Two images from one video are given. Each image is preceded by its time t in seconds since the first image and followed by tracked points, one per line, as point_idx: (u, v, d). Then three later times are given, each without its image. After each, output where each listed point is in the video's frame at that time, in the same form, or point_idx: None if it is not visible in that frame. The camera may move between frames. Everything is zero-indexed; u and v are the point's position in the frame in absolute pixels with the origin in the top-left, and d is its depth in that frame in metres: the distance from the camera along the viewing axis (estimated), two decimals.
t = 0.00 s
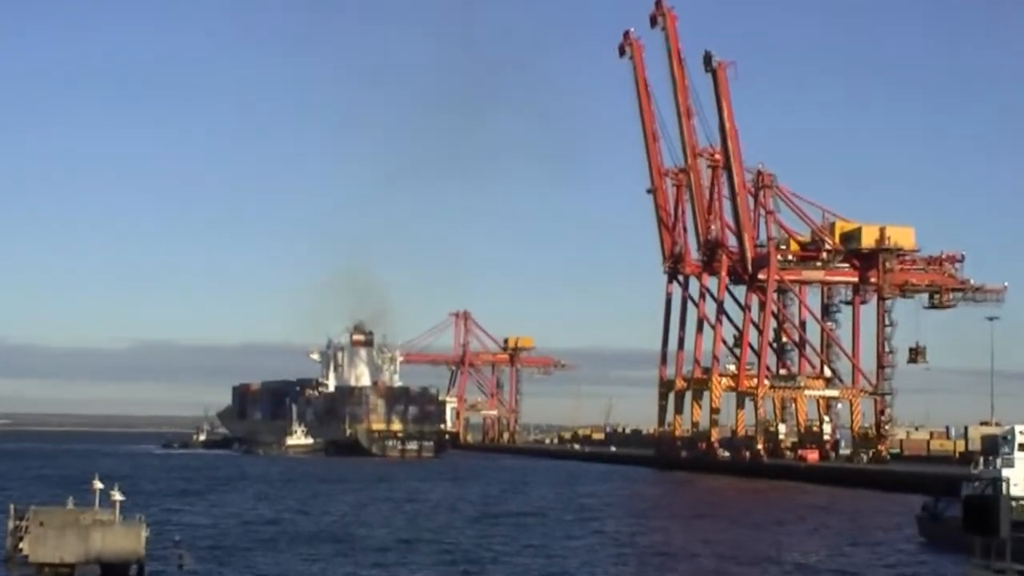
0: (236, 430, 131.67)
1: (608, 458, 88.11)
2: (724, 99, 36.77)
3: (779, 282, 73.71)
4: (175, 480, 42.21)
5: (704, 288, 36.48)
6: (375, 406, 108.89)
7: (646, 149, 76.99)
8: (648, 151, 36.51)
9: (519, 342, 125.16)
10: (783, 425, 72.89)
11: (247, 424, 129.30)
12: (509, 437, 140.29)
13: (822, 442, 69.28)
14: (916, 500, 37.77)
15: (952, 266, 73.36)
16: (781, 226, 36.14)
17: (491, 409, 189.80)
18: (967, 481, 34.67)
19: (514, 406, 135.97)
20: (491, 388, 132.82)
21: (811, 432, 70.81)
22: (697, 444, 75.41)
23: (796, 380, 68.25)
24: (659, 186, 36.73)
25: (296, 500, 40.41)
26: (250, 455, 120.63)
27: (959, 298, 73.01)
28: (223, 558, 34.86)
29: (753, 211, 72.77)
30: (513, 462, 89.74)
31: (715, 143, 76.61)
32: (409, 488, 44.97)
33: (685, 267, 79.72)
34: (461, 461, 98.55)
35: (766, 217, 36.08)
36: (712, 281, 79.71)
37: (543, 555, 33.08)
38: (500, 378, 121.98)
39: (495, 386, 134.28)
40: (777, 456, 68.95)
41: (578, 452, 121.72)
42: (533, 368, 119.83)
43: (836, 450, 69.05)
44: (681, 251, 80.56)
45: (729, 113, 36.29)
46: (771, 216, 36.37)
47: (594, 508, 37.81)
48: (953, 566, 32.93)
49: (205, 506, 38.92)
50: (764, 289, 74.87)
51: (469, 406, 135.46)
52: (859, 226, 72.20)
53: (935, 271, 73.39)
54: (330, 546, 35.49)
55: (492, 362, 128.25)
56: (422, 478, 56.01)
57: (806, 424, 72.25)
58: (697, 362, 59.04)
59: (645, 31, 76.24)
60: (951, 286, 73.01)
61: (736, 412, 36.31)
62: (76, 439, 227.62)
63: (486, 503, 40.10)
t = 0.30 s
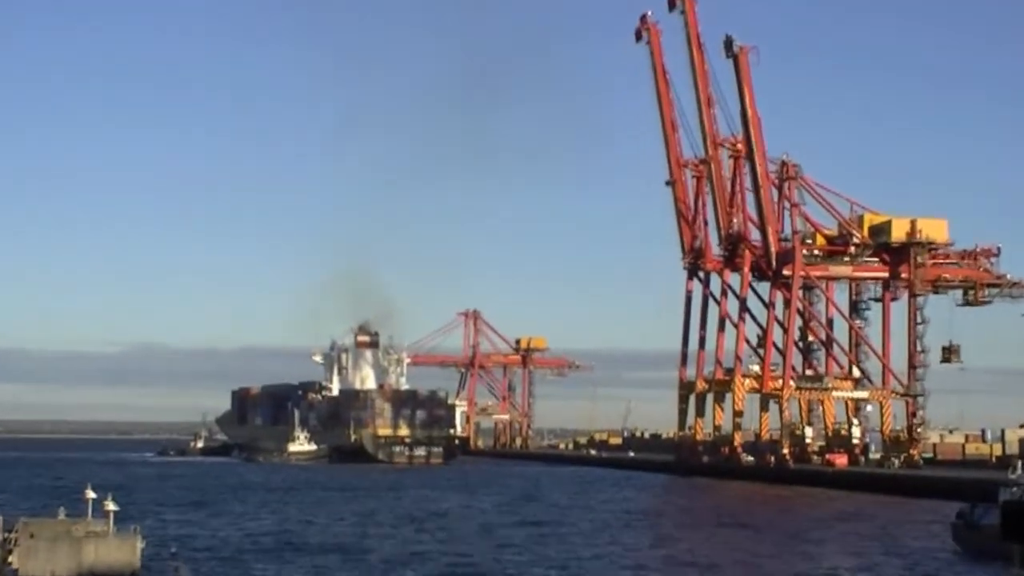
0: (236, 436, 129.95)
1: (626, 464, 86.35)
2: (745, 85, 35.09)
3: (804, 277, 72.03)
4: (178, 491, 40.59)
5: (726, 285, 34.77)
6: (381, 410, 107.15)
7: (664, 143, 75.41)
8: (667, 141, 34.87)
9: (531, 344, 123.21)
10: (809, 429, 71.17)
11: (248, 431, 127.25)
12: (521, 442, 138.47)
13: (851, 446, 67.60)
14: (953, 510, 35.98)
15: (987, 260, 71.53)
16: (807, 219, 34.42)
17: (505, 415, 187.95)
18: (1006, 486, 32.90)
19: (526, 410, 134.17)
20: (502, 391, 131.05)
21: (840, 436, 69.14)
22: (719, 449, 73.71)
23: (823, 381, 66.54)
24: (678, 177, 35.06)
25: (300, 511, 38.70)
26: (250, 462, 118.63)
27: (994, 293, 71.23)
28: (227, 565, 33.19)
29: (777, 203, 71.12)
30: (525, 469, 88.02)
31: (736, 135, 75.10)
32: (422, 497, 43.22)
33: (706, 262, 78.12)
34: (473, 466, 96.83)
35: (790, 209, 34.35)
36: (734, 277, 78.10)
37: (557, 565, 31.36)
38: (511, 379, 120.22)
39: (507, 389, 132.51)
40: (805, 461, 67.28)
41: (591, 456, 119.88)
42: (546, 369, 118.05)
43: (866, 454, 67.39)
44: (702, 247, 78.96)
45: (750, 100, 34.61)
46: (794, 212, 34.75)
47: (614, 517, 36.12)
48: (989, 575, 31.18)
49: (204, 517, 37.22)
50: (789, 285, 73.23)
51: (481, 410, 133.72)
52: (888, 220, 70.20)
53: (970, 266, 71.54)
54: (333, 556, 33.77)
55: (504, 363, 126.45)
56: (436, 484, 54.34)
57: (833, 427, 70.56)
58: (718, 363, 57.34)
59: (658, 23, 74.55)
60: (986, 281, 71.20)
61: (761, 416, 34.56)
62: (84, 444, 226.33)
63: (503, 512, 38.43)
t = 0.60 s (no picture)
0: (241, 439, 128.71)
1: (647, 471, 84.98)
2: (772, 73, 33.57)
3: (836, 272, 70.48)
4: (184, 498, 39.21)
5: (754, 281, 33.23)
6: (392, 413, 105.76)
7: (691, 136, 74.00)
8: (693, 132, 33.42)
9: (550, 342, 121.78)
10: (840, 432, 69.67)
11: (254, 434, 125.54)
12: (539, 446, 136.85)
13: (883, 451, 66.27)
14: (993, 518, 34.44)
15: None
16: (840, 213, 32.85)
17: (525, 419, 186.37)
18: None
19: (544, 412, 132.67)
20: (520, 393, 129.50)
21: (872, 439, 67.80)
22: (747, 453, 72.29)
23: (856, 383, 65.09)
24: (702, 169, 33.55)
25: (308, 518, 37.23)
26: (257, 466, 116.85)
27: None
28: (232, 570, 31.80)
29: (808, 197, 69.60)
30: (545, 474, 86.58)
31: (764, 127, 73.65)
32: (439, 504, 41.79)
33: (732, 259, 76.80)
34: (489, 472, 95.47)
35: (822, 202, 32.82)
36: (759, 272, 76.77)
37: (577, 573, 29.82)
38: (529, 380, 118.65)
39: (524, 390, 131.07)
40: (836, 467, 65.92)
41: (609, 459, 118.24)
42: (566, 369, 116.45)
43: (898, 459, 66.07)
44: (728, 242, 77.62)
45: (778, 89, 33.10)
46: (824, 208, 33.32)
47: (638, 524, 34.65)
48: None
49: (207, 525, 35.73)
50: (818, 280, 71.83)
51: (498, 412, 132.29)
52: (926, 213, 69.56)
53: (1007, 263, 69.50)
54: (342, 562, 32.29)
55: (521, 363, 124.94)
56: (451, 491, 52.90)
57: (866, 431, 69.11)
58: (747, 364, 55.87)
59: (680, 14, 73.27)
60: None
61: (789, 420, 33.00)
62: (99, 449, 225.11)
63: (522, 520, 36.97)
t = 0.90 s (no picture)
0: (236, 443, 126.96)
1: (658, 477, 83.32)
2: (792, 58, 32.05)
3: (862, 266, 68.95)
4: (177, 508, 37.69)
5: (774, 277, 31.67)
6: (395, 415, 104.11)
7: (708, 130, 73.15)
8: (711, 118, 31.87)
9: (559, 341, 120.12)
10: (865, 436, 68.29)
11: (251, 437, 123.80)
12: (548, 450, 135.13)
13: (911, 455, 64.84)
14: None
15: None
16: (865, 203, 31.32)
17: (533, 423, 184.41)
18: None
19: (553, 414, 130.97)
20: (528, 394, 127.81)
21: (899, 444, 66.38)
22: (767, 458, 70.82)
23: (882, 385, 63.60)
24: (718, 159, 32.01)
25: (306, 525, 35.59)
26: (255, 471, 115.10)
27: None
28: None
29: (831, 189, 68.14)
30: (552, 480, 84.90)
31: (786, 118, 72.24)
32: (444, 511, 40.22)
33: (752, 253, 75.28)
34: (498, 477, 93.84)
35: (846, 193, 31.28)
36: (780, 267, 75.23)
37: None
38: (538, 381, 116.95)
39: (533, 392, 129.38)
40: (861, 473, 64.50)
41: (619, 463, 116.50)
42: (576, 369, 114.78)
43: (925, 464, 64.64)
44: (748, 236, 76.12)
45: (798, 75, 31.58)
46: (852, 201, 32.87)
47: (654, 532, 33.05)
48: None
49: (200, 532, 34.05)
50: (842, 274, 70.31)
51: (506, 414, 130.58)
52: (956, 205, 68.15)
53: None
54: (342, 569, 30.64)
55: (529, 363, 123.27)
56: (458, 497, 51.41)
57: (893, 435, 67.60)
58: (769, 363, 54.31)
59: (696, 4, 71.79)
60: None
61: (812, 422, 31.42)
62: (104, 452, 223.33)
63: (533, 527, 35.40)
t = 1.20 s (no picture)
0: (231, 445, 125.48)
1: (671, 482, 82.00)
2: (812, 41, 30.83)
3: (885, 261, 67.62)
4: (174, 515, 36.41)
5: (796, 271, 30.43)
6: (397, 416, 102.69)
7: (729, 113, 72.50)
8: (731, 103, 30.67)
9: (570, 338, 118.75)
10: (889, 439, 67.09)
11: (246, 439, 122.41)
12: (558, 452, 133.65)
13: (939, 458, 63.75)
14: None
15: None
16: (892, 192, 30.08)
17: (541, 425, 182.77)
18: None
19: (563, 416, 129.58)
20: (536, 395, 126.40)
21: (927, 447, 65.31)
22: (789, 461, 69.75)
23: (908, 385, 62.44)
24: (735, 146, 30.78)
25: (308, 531, 34.27)
26: (251, 474, 113.59)
27: None
28: None
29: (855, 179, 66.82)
30: (561, 484, 83.54)
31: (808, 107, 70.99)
32: (452, 516, 38.89)
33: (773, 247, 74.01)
34: (506, 481, 92.49)
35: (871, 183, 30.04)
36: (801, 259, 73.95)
37: None
38: (548, 380, 115.55)
39: (542, 392, 128.00)
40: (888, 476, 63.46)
41: (629, 465, 115.03)
42: (587, 368, 113.33)
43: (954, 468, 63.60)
44: (767, 228, 74.84)
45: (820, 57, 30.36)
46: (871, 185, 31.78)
47: (670, 537, 31.72)
48: None
49: (198, 539, 32.70)
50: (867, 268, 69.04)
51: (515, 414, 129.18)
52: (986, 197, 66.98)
53: None
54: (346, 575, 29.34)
55: (539, 361, 121.90)
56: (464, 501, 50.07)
57: (919, 437, 66.47)
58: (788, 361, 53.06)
59: None
60: None
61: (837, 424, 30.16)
62: (110, 455, 221.80)
63: (542, 533, 34.08)
